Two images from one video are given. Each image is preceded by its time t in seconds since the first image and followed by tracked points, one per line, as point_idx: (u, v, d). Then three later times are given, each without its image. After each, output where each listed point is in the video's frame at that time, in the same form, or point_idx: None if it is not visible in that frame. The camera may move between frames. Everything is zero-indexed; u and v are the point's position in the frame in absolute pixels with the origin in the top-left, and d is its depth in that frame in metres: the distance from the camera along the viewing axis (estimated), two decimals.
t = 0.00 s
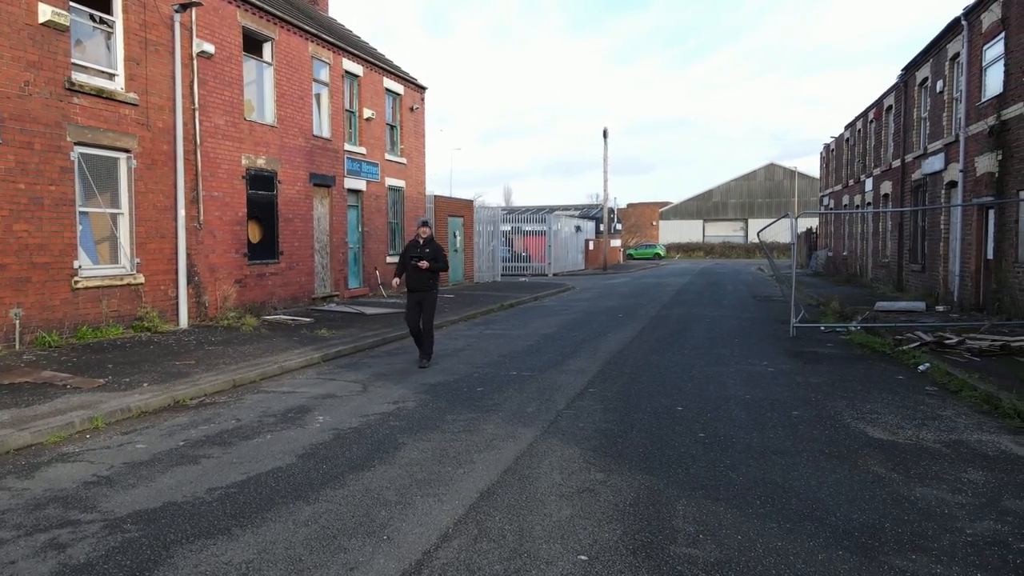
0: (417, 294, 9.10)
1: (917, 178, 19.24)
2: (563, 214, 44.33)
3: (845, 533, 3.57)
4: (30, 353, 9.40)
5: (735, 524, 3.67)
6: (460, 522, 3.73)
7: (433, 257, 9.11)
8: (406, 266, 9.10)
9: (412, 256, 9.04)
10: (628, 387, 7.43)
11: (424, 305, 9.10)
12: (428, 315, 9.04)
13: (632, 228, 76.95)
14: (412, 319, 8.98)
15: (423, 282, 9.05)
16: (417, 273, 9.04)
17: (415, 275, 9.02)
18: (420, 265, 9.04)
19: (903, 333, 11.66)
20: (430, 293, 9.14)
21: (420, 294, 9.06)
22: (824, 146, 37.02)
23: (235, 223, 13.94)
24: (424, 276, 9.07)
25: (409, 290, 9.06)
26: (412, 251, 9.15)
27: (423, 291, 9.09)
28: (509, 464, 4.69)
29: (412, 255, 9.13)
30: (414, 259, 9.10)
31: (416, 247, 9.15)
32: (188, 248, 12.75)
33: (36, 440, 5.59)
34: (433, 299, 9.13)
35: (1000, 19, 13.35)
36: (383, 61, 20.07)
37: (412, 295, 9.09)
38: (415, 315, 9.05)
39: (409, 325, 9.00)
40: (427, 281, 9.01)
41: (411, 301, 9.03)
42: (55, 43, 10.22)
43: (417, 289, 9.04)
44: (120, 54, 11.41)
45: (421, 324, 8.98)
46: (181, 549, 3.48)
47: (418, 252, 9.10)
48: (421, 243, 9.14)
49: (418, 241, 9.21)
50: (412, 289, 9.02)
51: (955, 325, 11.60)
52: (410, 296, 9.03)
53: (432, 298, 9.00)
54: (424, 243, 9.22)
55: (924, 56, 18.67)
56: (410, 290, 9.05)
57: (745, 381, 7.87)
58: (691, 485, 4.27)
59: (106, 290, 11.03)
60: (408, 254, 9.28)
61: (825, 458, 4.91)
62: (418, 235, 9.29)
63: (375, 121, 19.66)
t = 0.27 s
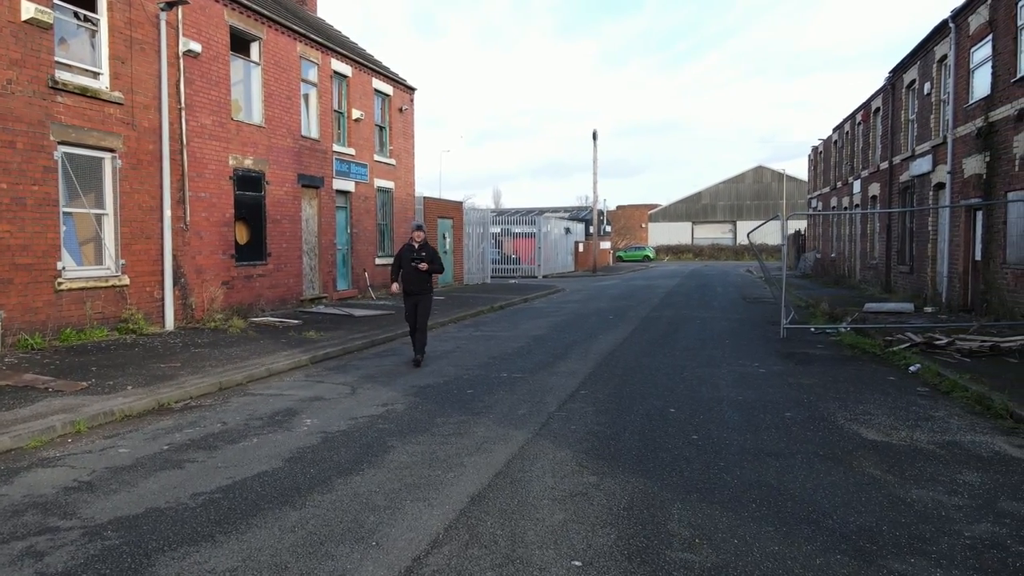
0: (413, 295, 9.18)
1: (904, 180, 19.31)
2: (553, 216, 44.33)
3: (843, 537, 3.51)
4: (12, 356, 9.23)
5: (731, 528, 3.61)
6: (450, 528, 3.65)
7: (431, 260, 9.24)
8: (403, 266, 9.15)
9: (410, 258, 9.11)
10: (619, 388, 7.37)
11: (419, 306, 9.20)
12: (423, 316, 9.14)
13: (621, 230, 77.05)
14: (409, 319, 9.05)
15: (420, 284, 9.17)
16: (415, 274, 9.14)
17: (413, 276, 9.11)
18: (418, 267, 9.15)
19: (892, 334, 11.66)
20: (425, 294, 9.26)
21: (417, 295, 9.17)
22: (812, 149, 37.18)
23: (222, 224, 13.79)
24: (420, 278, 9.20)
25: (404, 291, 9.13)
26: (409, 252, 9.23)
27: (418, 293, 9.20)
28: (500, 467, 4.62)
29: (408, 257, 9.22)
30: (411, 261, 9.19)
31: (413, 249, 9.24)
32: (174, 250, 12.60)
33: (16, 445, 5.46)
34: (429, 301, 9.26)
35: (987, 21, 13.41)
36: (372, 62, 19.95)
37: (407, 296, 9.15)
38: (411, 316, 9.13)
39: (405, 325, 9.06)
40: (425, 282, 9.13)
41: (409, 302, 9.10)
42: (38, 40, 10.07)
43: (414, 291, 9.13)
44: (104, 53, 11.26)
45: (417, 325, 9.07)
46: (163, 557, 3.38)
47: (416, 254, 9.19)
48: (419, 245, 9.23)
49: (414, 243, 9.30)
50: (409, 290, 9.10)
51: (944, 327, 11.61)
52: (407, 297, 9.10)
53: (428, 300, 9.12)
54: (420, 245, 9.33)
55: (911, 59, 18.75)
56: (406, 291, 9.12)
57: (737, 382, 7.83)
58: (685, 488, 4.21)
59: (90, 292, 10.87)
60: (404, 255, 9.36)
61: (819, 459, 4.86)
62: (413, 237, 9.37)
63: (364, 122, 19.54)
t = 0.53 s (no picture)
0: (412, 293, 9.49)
1: (895, 181, 19.31)
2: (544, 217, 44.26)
3: (848, 545, 3.41)
4: None
5: (733, 536, 3.50)
6: (443, 537, 3.52)
7: (430, 258, 9.54)
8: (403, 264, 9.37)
9: (410, 256, 9.36)
10: (614, 390, 7.27)
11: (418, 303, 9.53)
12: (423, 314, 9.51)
13: (612, 231, 77.08)
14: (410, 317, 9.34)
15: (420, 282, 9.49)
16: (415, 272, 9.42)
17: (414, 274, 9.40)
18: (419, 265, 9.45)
19: (885, 335, 11.61)
20: (423, 292, 9.62)
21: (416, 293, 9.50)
22: (802, 150, 37.26)
23: (210, 224, 13.60)
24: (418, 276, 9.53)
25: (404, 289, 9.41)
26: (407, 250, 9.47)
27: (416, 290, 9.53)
28: (494, 473, 4.50)
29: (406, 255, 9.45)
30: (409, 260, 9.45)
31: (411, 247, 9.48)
32: (160, 250, 12.41)
33: None
34: (428, 298, 9.62)
35: (979, 21, 13.40)
36: (362, 61, 19.79)
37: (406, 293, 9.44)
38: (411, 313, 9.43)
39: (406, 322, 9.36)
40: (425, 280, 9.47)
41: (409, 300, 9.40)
42: (21, 37, 9.87)
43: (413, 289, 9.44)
44: (89, 50, 11.06)
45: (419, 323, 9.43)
46: (142, 570, 3.24)
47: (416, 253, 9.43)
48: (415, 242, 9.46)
49: (410, 241, 9.51)
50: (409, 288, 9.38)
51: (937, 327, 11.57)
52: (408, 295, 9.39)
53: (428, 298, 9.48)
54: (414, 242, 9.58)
55: (902, 60, 18.76)
56: (406, 289, 9.41)
57: (732, 384, 7.74)
58: (684, 494, 4.10)
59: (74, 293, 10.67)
60: (400, 253, 9.57)
61: (819, 463, 4.76)
62: (409, 235, 9.55)
63: (354, 122, 19.38)
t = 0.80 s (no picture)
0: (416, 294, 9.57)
1: (892, 181, 19.22)
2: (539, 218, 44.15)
3: (865, 560, 3.24)
4: None
5: (744, 551, 3.33)
6: (439, 553, 3.34)
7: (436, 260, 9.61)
8: (408, 265, 9.46)
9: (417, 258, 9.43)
10: (613, 394, 7.10)
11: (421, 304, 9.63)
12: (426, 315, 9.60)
13: (606, 232, 77.05)
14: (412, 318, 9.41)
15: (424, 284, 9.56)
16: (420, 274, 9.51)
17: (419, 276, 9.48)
18: (425, 267, 9.52)
19: (885, 336, 11.49)
20: (427, 293, 9.70)
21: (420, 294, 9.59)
22: (797, 150, 37.22)
23: (200, 224, 13.38)
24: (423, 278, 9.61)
25: (408, 290, 9.50)
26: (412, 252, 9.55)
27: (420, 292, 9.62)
28: (492, 483, 4.32)
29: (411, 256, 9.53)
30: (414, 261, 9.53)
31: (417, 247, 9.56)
32: (149, 251, 12.18)
33: None
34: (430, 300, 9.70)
35: (978, 20, 13.31)
36: (355, 60, 19.58)
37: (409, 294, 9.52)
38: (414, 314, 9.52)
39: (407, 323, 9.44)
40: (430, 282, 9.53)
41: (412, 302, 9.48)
42: (4, 32, 9.65)
43: (417, 290, 9.52)
44: (75, 46, 10.84)
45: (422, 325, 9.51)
46: None
47: (422, 255, 9.51)
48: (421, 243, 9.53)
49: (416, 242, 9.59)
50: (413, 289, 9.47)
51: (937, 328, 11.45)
52: (411, 297, 9.48)
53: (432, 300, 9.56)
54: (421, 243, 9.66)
55: (899, 59, 18.68)
56: (410, 290, 9.49)
57: (733, 388, 7.59)
58: (691, 505, 3.93)
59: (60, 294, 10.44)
60: (406, 254, 9.66)
61: (828, 471, 4.60)
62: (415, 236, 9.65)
63: (347, 121, 19.18)
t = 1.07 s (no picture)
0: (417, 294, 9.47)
1: (888, 181, 19.13)
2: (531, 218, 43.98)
3: None
4: None
5: (766, 570, 3.14)
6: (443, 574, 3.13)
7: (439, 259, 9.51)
8: (409, 264, 9.39)
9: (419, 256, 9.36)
10: (615, 399, 6.91)
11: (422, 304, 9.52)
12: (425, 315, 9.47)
13: (598, 232, 77.00)
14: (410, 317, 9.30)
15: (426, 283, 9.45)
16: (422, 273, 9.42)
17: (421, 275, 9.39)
18: (427, 266, 9.43)
19: (886, 338, 11.35)
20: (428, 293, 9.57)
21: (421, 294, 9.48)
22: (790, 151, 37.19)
23: (190, 224, 13.11)
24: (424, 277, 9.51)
25: (409, 289, 9.41)
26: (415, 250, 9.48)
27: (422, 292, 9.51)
28: (495, 495, 4.11)
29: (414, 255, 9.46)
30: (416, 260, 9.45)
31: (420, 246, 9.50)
32: (137, 251, 11.91)
33: None
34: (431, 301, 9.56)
35: (977, 19, 13.20)
36: (347, 57, 19.34)
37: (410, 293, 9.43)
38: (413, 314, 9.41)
39: (406, 322, 9.33)
40: (431, 282, 9.40)
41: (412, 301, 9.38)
42: None
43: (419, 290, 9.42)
44: (61, 42, 10.57)
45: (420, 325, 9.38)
46: None
47: (424, 254, 9.43)
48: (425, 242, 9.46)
49: (418, 242, 9.55)
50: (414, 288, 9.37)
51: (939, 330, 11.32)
52: (411, 296, 9.38)
53: (433, 300, 9.42)
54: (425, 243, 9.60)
55: (895, 59, 18.60)
56: (411, 289, 9.40)
57: (737, 391, 7.41)
58: (706, 519, 3.74)
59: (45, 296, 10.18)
60: (408, 254, 9.60)
61: (844, 481, 4.42)
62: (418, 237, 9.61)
63: (339, 120, 18.92)
